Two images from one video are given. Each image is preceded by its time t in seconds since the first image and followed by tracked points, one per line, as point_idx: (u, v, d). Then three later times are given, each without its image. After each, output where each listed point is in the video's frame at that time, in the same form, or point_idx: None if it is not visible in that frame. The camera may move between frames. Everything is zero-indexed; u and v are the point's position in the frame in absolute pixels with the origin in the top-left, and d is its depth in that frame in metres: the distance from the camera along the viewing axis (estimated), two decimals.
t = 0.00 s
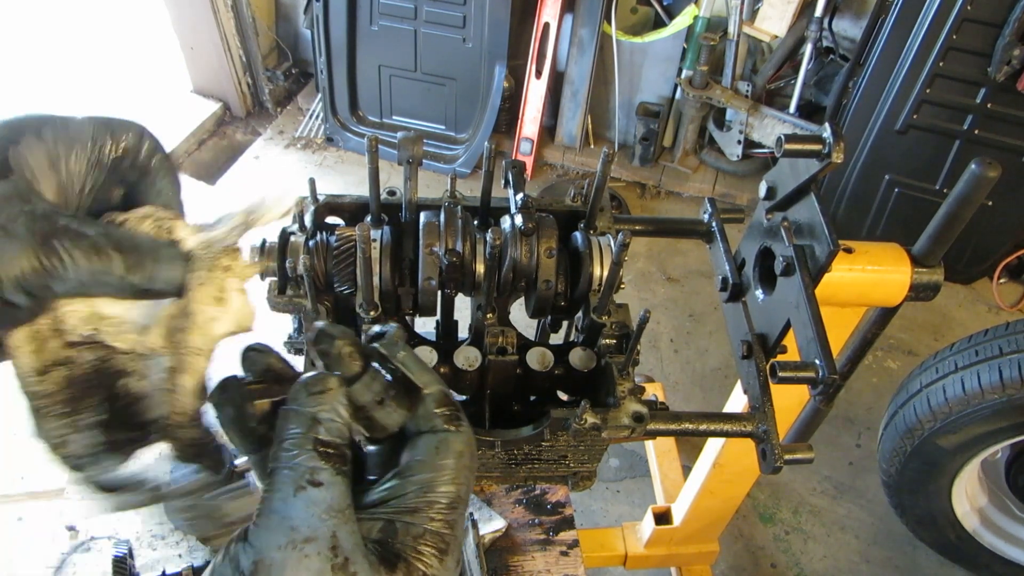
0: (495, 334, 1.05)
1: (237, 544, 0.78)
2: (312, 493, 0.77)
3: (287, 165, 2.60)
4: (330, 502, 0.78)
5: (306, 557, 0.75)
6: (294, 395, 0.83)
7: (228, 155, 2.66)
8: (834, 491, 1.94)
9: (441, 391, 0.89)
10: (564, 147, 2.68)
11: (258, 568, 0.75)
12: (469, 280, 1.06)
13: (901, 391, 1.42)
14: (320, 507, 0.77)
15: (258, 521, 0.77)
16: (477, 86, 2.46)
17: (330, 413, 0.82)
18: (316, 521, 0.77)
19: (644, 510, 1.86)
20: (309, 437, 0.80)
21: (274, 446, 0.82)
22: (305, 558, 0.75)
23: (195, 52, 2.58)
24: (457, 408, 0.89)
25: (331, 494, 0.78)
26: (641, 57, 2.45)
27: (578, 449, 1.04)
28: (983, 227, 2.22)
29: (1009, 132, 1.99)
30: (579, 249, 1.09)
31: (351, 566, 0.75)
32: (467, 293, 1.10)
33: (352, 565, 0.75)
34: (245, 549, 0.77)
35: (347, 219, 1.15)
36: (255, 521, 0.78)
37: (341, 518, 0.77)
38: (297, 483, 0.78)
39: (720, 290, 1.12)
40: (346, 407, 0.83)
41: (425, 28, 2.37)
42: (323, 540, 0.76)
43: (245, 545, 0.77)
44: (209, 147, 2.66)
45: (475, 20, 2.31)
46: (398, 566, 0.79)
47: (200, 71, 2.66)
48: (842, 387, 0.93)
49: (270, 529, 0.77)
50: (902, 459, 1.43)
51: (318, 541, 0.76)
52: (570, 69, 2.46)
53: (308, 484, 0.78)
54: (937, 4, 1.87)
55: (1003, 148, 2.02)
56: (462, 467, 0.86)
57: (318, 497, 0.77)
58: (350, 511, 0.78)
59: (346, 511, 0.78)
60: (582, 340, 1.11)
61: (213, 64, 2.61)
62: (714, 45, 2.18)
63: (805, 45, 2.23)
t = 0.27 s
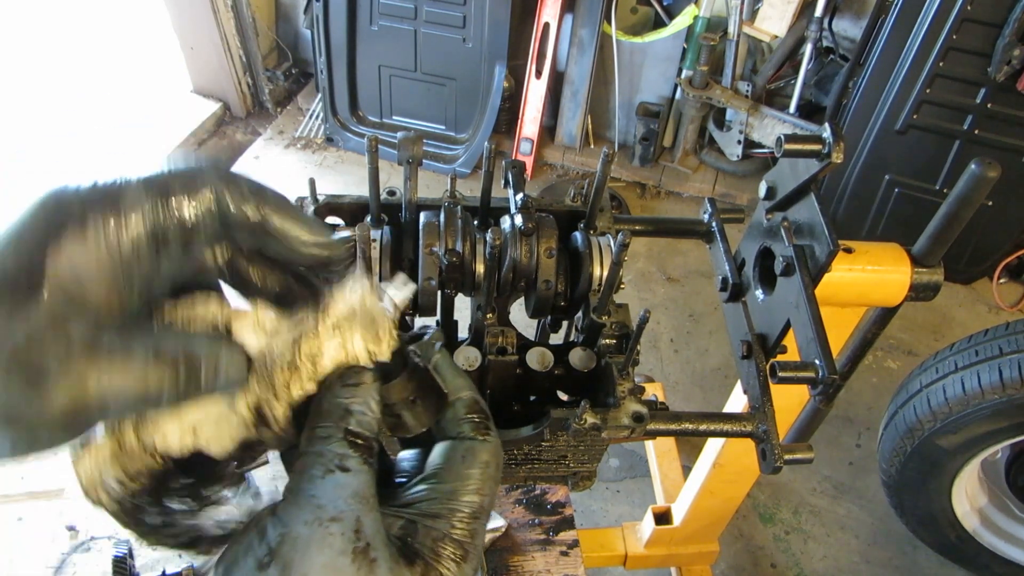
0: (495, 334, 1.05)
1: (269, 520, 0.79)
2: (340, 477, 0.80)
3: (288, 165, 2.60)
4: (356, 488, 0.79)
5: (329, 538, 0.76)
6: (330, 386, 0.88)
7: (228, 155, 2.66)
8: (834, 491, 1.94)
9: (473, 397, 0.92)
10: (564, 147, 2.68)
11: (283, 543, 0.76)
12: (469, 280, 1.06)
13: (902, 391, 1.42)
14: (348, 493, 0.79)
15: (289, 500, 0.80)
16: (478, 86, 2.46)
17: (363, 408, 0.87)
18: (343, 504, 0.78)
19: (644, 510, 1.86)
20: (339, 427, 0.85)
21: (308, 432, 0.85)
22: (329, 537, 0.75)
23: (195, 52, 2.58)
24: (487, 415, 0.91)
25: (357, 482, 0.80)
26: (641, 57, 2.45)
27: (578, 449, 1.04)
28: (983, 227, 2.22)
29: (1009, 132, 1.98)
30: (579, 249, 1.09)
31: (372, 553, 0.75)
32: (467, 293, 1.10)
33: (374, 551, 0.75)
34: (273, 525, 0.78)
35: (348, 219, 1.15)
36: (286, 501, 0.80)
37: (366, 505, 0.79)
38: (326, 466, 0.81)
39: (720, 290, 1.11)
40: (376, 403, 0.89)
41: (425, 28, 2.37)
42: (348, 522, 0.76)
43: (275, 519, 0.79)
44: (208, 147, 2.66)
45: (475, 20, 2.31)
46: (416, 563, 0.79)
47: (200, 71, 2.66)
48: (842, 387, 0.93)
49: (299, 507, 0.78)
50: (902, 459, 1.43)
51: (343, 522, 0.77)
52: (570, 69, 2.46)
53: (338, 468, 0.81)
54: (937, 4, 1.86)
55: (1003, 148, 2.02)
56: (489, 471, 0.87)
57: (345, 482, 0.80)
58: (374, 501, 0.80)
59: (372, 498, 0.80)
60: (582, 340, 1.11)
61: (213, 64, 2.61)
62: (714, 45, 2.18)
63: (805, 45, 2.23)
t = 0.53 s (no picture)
0: (495, 334, 1.04)
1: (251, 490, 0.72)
2: (328, 453, 0.75)
3: (288, 165, 2.60)
4: (346, 465, 0.75)
5: (316, 509, 0.70)
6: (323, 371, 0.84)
7: (228, 155, 2.66)
8: (834, 491, 1.94)
9: (463, 382, 0.93)
10: (564, 147, 2.69)
11: (267, 513, 0.69)
12: (469, 281, 1.06)
13: (901, 391, 1.42)
14: (337, 467, 0.74)
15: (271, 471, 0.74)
16: (478, 86, 2.46)
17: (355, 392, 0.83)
18: (330, 477, 0.73)
19: (644, 510, 1.86)
20: (332, 410, 0.80)
21: (295, 412, 0.80)
22: (316, 509, 0.70)
23: (195, 52, 2.58)
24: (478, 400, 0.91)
25: (347, 458, 0.76)
26: (641, 57, 2.45)
27: (578, 449, 1.04)
28: (983, 227, 2.22)
29: (1009, 132, 1.99)
30: (579, 249, 1.09)
31: (360, 528, 0.71)
32: (467, 293, 1.10)
33: (360, 528, 0.71)
34: (258, 494, 0.71)
35: (348, 219, 1.15)
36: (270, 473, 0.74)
37: (354, 483, 0.74)
38: (314, 443, 0.76)
39: (720, 290, 1.11)
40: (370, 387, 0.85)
41: (425, 28, 2.37)
42: (336, 495, 0.71)
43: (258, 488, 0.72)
44: (209, 147, 2.66)
45: (475, 20, 2.31)
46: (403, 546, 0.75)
47: (200, 72, 2.66)
48: (842, 387, 0.93)
49: (283, 478, 0.72)
50: (902, 460, 1.43)
51: (331, 495, 0.71)
52: (570, 69, 2.46)
53: (327, 445, 0.76)
54: (937, 3, 1.86)
55: (1003, 148, 2.02)
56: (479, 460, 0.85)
57: (334, 458, 0.75)
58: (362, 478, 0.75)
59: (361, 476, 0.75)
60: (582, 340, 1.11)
61: (213, 64, 2.61)
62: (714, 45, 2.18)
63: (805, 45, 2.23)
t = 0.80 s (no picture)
0: (495, 334, 1.05)
1: (261, 470, 0.75)
2: (335, 436, 0.76)
3: (288, 166, 2.60)
4: (354, 448, 0.76)
5: (324, 491, 0.73)
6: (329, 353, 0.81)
7: (228, 155, 2.66)
8: (834, 491, 1.94)
9: (448, 371, 0.96)
10: (564, 147, 2.68)
11: (278, 492, 0.73)
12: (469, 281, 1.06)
13: (902, 391, 1.42)
14: (344, 450, 0.75)
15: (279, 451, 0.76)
16: (478, 86, 2.46)
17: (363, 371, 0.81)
18: (338, 460, 0.75)
19: (644, 510, 1.86)
20: (337, 393, 0.78)
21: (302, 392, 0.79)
22: (323, 489, 0.73)
23: (195, 52, 2.58)
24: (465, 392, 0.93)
25: (353, 440, 0.76)
26: (641, 57, 2.45)
27: (578, 449, 1.04)
28: (983, 227, 2.22)
29: (1009, 132, 1.99)
30: (579, 249, 1.09)
31: (369, 508, 0.75)
32: (467, 293, 1.10)
33: (368, 507, 0.75)
34: (266, 472, 0.75)
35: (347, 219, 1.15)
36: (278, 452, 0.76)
37: (361, 465, 0.76)
38: (321, 425, 0.76)
39: (720, 290, 1.11)
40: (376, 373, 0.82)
41: (425, 28, 2.37)
42: (343, 476, 0.74)
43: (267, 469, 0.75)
44: (209, 147, 2.66)
45: (475, 20, 2.31)
46: (409, 527, 0.79)
47: (201, 72, 2.66)
48: (842, 387, 0.93)
49: (292, 457, 0.75)
50: (902, 459, 1.43)
51: (338, 475, 0.74)
52: (570, 69, 2.46)
53: (334, 428, 0.76)
54: (937, 3, 1.86)
55: (1003, 149, 2.02)
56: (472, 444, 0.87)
57: (341, 440, 0.76)
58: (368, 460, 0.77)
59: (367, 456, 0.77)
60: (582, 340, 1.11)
61: (213, 64, 2.61)
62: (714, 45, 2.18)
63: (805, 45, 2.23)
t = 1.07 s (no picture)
0: (495, 334, 1.05)
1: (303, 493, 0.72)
2: (384, 456, 0.77)
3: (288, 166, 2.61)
4: (400, 471, 0.77)
5: (368, 513, 0.71)
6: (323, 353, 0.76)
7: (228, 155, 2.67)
8: (834, 491, 1.94)
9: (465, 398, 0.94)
10: (564, 147, 2.68)
11: (321, 517, 0.70)
12: (468, 281, 1.06)
13: (902, 391, 1.42)
14: (389, 471, 0.76)
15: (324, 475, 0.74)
16: (478, 86, 2.46)
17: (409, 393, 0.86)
18: (383, 481, 0.75)
19: (644, 510, 1.86)
20: (384, 406, 0.83)
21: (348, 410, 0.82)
22: (370, 514, 0.71)
23: (195, 52, 2.57)
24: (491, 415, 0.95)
25: (398, 462, 0.78)
26: (641, 57, 2.45)
27: (578, 449, 1.04)
28: (982, 227, 2.22)
29: (1009, 132, 1.99)
30: (578, 249, 1.09)
31: (408, 534, 0.73)
32: (467, 293, 1.10)
33: (409, 533, 0.73)
34: (308, 497, 0.72)
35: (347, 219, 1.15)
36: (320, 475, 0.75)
37: (405, 491, 0.76)
38: (370, 444, 0.78)
39: (720, 290, 1.11)
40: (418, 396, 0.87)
41: (425, 28, 2.37)
42: (389, 501, 0.73)
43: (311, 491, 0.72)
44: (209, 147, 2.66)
45: (475, 20, 2.31)
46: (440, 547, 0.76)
47: (200, 72, 2.66)
48: (842, 387, 0.93)
49: (338, 481, 0.73)
50: (903, 459, 1.43)
51: (385, 500, 0.73)
52: (570, 69, 2.46)
53: (381, 449, 0.78)
54: (937, 3, 1.86)
55: (1003, 149, 2.02)
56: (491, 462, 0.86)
57: (390, 463, 0.77)
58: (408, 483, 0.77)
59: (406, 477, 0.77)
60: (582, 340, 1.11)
61: (213, 64, 2.61)
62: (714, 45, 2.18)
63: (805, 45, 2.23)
